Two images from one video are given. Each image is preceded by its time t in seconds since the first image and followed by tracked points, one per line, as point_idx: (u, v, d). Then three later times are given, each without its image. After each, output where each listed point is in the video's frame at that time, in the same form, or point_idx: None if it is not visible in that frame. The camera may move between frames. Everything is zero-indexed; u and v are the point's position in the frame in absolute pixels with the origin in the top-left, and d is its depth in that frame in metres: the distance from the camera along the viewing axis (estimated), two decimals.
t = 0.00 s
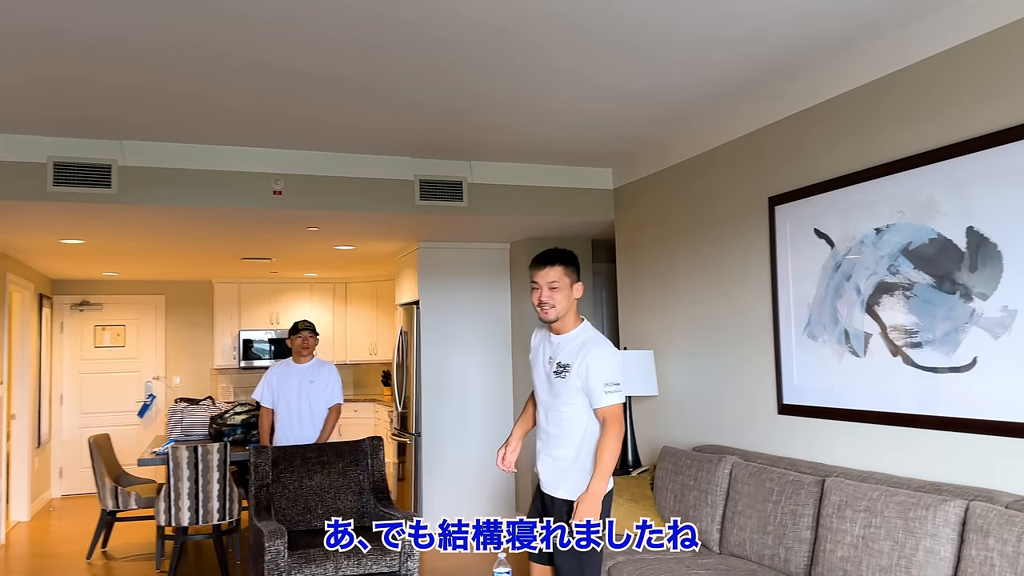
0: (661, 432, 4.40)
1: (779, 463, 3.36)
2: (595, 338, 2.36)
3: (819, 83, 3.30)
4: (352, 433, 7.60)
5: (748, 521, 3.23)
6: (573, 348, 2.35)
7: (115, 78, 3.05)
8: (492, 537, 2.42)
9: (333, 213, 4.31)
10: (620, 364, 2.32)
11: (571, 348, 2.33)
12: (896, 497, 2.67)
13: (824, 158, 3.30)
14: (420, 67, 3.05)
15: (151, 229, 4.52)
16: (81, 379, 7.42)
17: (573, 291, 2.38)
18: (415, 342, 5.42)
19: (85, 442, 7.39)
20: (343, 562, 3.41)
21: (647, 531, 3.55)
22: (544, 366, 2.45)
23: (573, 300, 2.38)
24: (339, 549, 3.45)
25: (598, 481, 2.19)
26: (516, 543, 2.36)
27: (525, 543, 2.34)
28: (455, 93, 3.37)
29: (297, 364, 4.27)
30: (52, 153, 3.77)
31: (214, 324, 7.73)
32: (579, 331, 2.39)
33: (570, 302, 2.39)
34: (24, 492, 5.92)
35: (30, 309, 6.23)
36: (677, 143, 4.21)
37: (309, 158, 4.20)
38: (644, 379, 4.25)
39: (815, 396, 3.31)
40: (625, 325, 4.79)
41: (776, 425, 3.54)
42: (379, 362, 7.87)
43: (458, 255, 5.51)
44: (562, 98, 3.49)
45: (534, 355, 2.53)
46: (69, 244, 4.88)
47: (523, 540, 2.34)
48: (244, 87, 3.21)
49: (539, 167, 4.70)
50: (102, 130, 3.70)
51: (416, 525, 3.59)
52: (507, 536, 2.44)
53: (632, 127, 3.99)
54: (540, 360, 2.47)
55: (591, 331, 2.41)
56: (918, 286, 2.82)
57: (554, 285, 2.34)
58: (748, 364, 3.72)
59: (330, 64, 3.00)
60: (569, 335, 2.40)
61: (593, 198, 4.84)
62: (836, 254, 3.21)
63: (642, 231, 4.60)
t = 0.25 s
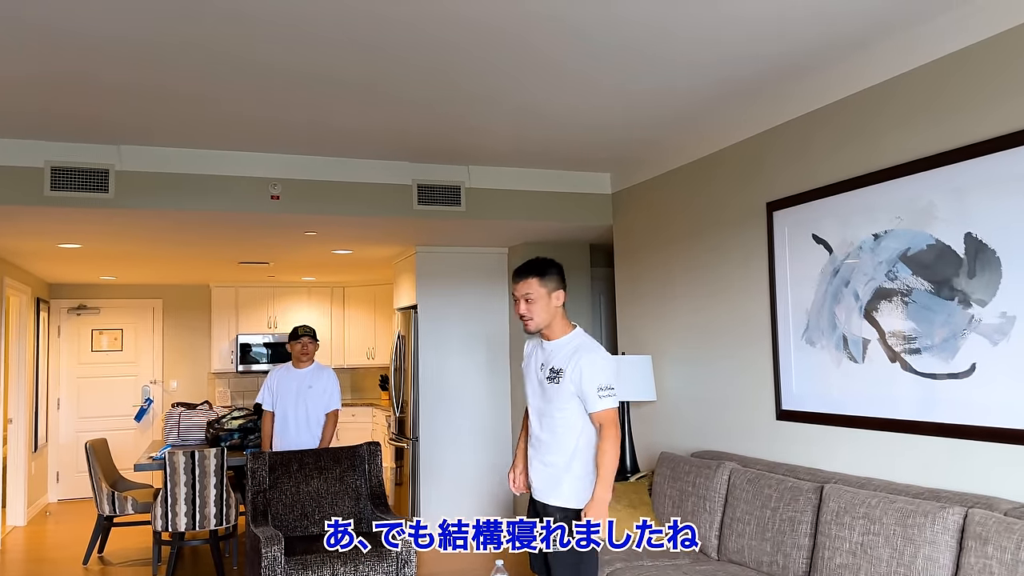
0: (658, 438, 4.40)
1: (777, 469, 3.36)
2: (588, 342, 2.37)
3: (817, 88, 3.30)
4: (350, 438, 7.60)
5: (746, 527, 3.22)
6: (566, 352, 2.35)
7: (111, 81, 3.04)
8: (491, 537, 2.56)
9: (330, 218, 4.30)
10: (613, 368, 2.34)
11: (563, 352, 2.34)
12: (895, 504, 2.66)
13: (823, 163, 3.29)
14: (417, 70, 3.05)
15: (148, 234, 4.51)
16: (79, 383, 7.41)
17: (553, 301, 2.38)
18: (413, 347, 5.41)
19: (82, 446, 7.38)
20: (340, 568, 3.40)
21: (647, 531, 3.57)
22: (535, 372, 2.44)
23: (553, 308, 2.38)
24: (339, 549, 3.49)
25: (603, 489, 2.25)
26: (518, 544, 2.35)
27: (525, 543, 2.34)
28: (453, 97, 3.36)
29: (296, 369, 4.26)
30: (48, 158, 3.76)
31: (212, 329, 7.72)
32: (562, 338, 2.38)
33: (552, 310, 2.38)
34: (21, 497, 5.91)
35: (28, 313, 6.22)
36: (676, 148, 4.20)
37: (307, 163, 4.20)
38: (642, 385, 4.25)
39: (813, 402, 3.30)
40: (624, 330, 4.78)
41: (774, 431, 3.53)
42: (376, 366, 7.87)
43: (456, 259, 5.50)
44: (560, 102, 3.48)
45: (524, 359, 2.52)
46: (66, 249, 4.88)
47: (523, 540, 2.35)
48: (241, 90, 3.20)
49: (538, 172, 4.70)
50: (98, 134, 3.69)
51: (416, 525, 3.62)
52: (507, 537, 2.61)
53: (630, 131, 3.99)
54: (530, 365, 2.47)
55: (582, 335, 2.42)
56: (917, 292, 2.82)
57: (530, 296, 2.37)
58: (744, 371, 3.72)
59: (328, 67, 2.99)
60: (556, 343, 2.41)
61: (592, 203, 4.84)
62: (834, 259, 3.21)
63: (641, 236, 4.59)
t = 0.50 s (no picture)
0: (660, 444, 4.39)
1: (779, 476, 3.36)
2: (579, 342, 2.43)
3: (820, 94, 3.30)
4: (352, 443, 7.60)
5: (749, 535, 3.22)
6: (557, 353, 2.41)
7: (115, 88, 3.05)
8: (491, 536, 2.71)
9: (333, 223, 4.31)
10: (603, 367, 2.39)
11: (554, 353, 2.40)
12: (897, 511, 2.66)
13: (825, 169, 3.30)
14: (420, 76, 3.06)
15: (151, 239, 4.53)
16: (82, 388, 7.42)
17: (543, 307, 2.45)
18: (416, 352, 5.41)
19: (85, 451, 7.38)
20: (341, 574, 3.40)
21: (648, 531, 3.67)
22: (530, 377, 2.50)
23: (542, 313, 2.44)
24: (339, 549, 3.61)
25: (587, 487, 2.26)
26: (517, 544, 2.32)
27: (525, 543, 2.31)
28: (456, 103, 3.37)
29: (302, 373, 4.26)
30: (52, 164, 3.78)
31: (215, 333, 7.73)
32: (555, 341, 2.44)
33: (541, 315, 2.45)
34: (24, 501, 5.91)
35: (31, 317, 6.23)
36: (678, 153, 4.21)
37: (310, 169, 4.21)
38: (644, 391, 4.25)
39: (815, 409, 3.30)
40: (626, 335, 4.78)
41: (776, 438, 3.53)
42: (378, 370, 7.88)
43: (459, 265, 5.51)
44: (563, 108, 3.49)
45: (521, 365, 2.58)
46: (69, 254, 4.89)
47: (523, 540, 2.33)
48: (245, 96, 3.21)
49: (540, 177, 4.71)
50: (102, 140, 3.71)
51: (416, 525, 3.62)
52: (505, 537, 2.74)
53: (633, 137, 3.99)
54: (526, 370, 2.52)
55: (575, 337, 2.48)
56: (919, 299, 2.82)
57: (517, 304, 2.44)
58: (747, 377, 3.72)
59: (332, 73, 3.00)
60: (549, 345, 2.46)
61: (594, 208, 4.85)
62: (836, 265, 3.21)
63: (643, 241, 4.60)
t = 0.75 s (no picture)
0: (663, 450, 4.39)
1: (783, 481, 3.35)
2: (573, 344, 2.50)
3: (824, 99, 3.31)
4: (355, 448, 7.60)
5: (752, 541, 3.21)
6: (551, 356, 2.48)
7: (121, 93, 3.07)
8: (491, 536, 2.75)
9: (337, 229, 4.32)
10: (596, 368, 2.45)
11: (548, 356, 2.47)
12: (901, 517, 2.65)
13: (828, 175, 3.30)
14: (425, 80, 3.07)
15: (155, 245, 4.54)
16: (86, 393, 7.44)
17: (530, 317, 2.53)
18: (418, 357, 5.42)
19: (88, 456, 7.40)
20: None
21: (647, 531, 3.68)
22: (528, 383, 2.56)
23: (529, 323, 2.52)
24: (339, 548, 3.66)
25: (562, 478, 2.27)
26: (517, 544, 2.36)
27: (526, 543, 2.35)
28: (460, 108, 3.38)
29: (308, 378, 4.28)
30: (58, 170, 3.79)
31: (218, 339, 7.74)
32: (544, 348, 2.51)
33: (528, 325, 2.53)
34: (27, 506, 5.92)
35: (35, 322, 6.24)
36: (682, 158, 4.21)
37: (314, 174, 4.22)
38: (647, 397, 4.25)
39: (818, 415, 3.30)
40: (629, 341, 4.78)
41: (780, 444, 3.53)
42: (381, 376, 7.88)
43: (462, 270, 5.52)
44: (566, 113, 3.49)
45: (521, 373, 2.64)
46: (73, 259, 4.90)
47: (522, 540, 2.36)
48: (250, 102, 3.23)
49: (544, 182, 4.71)
50: (107, 146, 3.72)
51: (416, 525, 3.64)
52: (504, 537, 2.78)
53: (636, 142, 4.00)
54: (524, 377, 2.58)
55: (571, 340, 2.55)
56: (922, 304, 2.82)
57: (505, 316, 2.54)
58: (750, 383, 3.72)
59: (336, 78, 3.01)
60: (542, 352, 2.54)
61: (597, 213, 4.86)
62: (839, 271, 3.21)
63: (646, 247, 4.60)
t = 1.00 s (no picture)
0: (664, 455, 4.39)
1: (784, 487, 3.35)
2: (568, 347, 2.52)
3: (824, 104, 3.32)
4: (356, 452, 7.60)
5: (753, 546, 3.21)
6: (547, 359, 2.51)
7: (122, 97, 3.08)
8: (491, 536, 2.76)
9: (338, 233, 4.33)
10: (587, 371, 2.47)
11: (543, 359, 2.50)
12: (902, 523, 2.65)
13: (829, 181, 3.31)
14: (426, 85, 3.08)
15: (157, 249, 4.56)
16: (88, 397, 7.45)
17: (529, 323, 2.58)
18: (420, 362, 5.42)
19: (89, 460, 7.41)
20: None
21: (647, 531, 3.69)
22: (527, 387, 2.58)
23: (526, 328, 2.58)
24: (339, 548, 3.75)
25: (554, 480, 2.29)
26: (517, 545, 2.36)
27: (526, 543, 2.34)
28: (461, 112, 3.39)
29: (313, 383, 4.27)
30: (60, 174, 3.81)
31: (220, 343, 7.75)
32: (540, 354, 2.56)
33: (526, 330, 2.59)
34: (28, 510, 5.93)
35: (37, 325, 6.25)
36: (682, 163, 4.22)
37: (316, 179, 4.23)
38: (648, 402, 4.26)
39: (819, 420, 3.30)
40: (630, 345, 4.78)
41: (780, 450, 3.53)
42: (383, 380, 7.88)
43: (463, 275, 5.52)
44: (567, 118, 3.50)
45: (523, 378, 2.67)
46: (75, 264, 4.92)
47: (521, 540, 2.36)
48: (251, 106, 3.24)
49: (545, 187, 4.72)
50: (109, 151, 3.73)
51: (416, 525, 3.66)
52: (505, 536, 2.77)
53: (637, 146, 4.01)
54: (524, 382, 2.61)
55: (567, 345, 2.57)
56: (923, 309, 2.82)
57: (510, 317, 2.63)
58: (751, 388, 3.72)
59: (337, 83, 3.02)
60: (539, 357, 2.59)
61: (598, 218, 4.86)
62: (840, 276, 3.21)
63: (647, 251, 4.61)
